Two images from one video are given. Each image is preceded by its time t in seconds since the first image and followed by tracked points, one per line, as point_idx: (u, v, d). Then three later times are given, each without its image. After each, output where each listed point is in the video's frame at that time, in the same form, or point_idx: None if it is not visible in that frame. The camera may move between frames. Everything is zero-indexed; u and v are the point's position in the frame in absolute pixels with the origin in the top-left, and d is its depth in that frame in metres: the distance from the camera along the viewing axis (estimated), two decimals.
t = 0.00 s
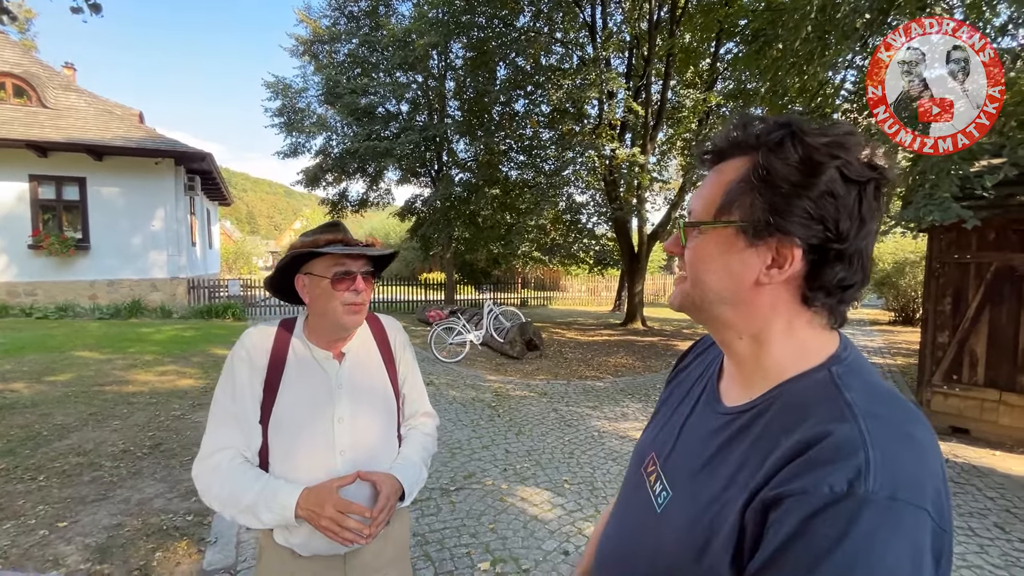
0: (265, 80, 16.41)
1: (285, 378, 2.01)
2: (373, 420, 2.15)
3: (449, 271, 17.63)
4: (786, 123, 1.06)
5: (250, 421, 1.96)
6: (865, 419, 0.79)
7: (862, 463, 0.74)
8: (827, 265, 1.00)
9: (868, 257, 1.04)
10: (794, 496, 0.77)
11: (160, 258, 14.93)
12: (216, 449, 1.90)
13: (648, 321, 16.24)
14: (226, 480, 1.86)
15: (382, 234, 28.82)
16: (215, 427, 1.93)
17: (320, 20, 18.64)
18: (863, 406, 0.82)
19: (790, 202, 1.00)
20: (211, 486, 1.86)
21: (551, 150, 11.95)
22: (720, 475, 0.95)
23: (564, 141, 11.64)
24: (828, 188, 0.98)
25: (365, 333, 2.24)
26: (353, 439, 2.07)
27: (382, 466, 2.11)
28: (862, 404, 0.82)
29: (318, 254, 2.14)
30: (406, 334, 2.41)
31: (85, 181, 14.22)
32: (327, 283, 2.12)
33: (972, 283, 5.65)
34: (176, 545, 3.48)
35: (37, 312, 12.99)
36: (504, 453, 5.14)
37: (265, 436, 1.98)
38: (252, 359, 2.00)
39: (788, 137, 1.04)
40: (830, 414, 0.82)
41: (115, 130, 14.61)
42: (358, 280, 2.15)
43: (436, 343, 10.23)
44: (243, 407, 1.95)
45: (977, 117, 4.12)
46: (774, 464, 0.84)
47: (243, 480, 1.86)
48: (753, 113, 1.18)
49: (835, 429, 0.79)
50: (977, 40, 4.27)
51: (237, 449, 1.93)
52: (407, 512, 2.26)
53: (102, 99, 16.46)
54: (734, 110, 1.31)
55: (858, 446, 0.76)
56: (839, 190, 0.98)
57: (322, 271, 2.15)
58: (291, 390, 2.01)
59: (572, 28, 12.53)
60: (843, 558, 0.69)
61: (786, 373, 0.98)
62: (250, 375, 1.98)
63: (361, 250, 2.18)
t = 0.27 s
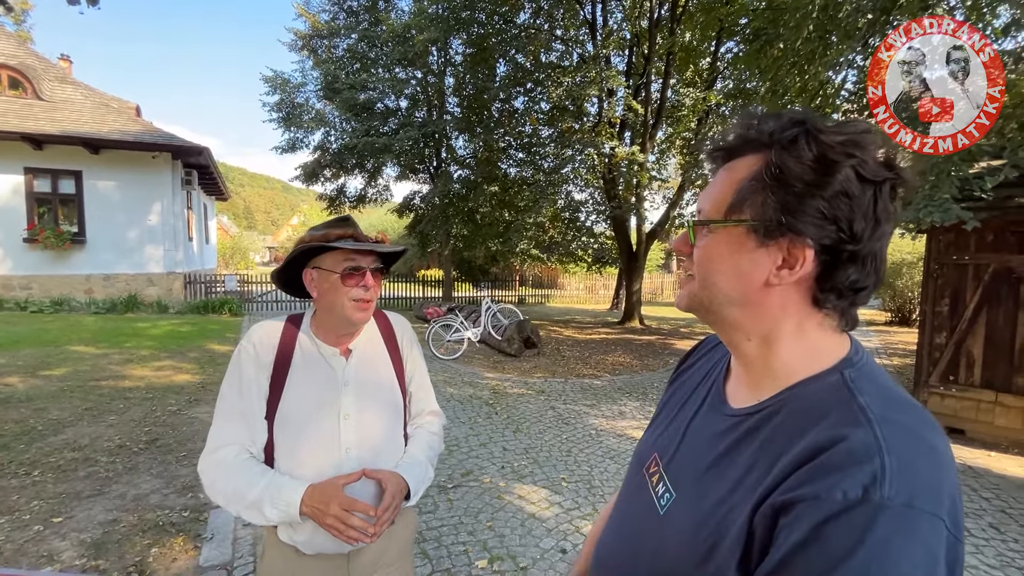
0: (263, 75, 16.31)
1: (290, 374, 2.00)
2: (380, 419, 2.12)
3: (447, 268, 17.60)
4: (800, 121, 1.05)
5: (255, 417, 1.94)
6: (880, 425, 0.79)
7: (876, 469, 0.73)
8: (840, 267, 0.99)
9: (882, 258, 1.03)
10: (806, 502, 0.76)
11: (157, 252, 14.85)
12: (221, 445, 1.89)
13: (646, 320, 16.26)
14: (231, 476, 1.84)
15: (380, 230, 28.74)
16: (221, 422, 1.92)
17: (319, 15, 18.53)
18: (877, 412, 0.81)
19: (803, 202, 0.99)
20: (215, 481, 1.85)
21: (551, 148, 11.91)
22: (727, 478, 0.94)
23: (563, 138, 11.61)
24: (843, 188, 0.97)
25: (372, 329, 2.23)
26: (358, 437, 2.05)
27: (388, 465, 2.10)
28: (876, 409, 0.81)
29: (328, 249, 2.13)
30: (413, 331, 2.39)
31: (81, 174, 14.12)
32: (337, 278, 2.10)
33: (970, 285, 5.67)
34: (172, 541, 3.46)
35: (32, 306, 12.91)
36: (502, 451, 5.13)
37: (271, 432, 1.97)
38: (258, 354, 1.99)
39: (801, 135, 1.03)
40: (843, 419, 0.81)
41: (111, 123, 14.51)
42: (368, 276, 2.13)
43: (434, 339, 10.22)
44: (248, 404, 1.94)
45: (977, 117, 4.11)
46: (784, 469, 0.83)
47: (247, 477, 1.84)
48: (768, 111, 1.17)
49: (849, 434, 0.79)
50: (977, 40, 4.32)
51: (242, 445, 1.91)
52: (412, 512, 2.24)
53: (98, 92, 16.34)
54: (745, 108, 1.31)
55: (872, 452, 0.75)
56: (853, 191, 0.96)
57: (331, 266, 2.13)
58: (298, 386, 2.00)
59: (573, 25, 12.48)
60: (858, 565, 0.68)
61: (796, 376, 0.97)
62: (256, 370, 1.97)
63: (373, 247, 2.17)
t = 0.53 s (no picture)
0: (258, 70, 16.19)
1: (287, 372, 1.97)
2: (376, 419, 2.10)
3: (443, 266, 17.55)
4: (811, 117, 1.03)
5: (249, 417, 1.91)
6: (886, 432, 0.77)
7: (882, 476, 0.71)
8: (848, 267, 0.98)
9: (890, 260, 1.02)
10: (808, 510, 0.74)
11: (149, 249, 14.73)
12: (214, 443, 1.86)
13: (641, 320, 16.28)
14: (225, 475, 1.81)
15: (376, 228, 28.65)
16: (214, 421, 1.89)
17: (315, 11, 18.42)
18: (883, 418, 0.79)
19: (811, 200, 0.98)
20: (207, 481, 1.82)
21: (547, 147, 11.89)
22: (725, 482, 0.93)
23: (560, 137, 11.60)
24: (853, 186, 0.95)
25: (369, 328, 2.20)
26: (354, 437, 2.03)
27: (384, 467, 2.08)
28: (881, 415, 0.80)
29: (325, 246, 2.10)
30: (411, 330, 2.36)
31: (73, 169, 13.97)
32: (334, 275, 2.07)
33: (963, 287, 5.69)
34: (163, 541, 3.42)
35: (22, 302, 12.77)
36: (496, 451, 5.11)
37: (265, 431, 1.94)
38: (254, 352, 1.96)
39: (811, 131, 1.01)
40: (847, 425, 0.80)
41: (103, 117, 14.36)
42: (366, 274, 2.10)
43: (429, 338, 10.18)
44: (242, 402, 1.90)
45: (977, 117, 4.10)
46: (786, 474, 0.82)
47: (240, 477, 1.81)
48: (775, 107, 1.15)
49: (853, 440, 0.77)
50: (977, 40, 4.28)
51: (236, 444, 1.88)
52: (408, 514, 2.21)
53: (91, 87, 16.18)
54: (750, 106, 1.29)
55: (877, 459, 0.73)
56: (863, 189, 0.95)
57: (328, 264, 2.10)
58: (293, 385, 1.97)
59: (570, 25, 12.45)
60: None
61: (798, 379, 0.96)
62: (250, 368, 1.94)
63: (370, 244, 2.14)
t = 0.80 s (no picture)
0: (254, 69, 16.09)
1: (271, 381, 1.93)
2: (363, 428, 2.05)
3: (439, 267, 17.50)
4: (817, 117, 0.99)
5: (231, 426, 1.87)
6: (894, 457, 0.73)
7: (888, 506, 0.67)
8: (851, 280, 0.95)
9: (895, 272, 0.99)
10: (808, 539, 0.70)
11: (143, 248, 14.61)
12: (194, 455, 1.81)
13: (637, 321, 16.27)
14: (204, 488, 1.76)
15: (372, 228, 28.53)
16: (194, 431, 1.84)
17: (311, 10, 18.34)
18: (890, 441, 0.75)
19: (813, 207, 0.94)
20: (186, 493, 1.77)
21: (544, 148, 11.84)
22: (718, 504, 0.89)
23: (557, 138, 11.56)
24: (858, 194, 0.92)
25: (358, 334, 2.16)
26: (340, 449, 1.98)
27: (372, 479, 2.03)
28: (889, 438, 0.76)
29: (309, 252, 2.07)
30: (401, 335, 2.32)
31: (67, 168, 13.86)
32: (321, 283, 2.04)
33: (960, 290, 5.69)
34: (150, 546, 3.35)
35: (14, 301, 12.65)
36: (491, 454, 5.07)
37: (248, 441, 1.89)
38: (237, 359, 1.91)
39: (816, 133, 0.97)
40: (850, 447, 0.76)
41: (97, 115, 14.24)
42: (354, 281, 2.07)
43: (425, 339, 10.12)
44: (224, 412, 1.86)
45: (977, 116, 4.08)
46: (786, 499, 0.78)
47: (221, 489, 1.77)
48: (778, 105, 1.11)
49: (859, 465, 0.73)
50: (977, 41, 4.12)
51: (217, 456, 1.84)
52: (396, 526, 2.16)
53: (85, 84, 16.05)
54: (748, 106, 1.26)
55: (883, 486, 0.69)
56: (869, 197, 0.92)
57: (313, 270, 2.07)
58: (279, 394, 1.92)
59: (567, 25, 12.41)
60: None
61: (797, 394, 0.92)
62: (233, 376, 1.89)
63: (357, 251, 2.11)
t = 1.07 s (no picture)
0: (249, 68, 15.98)
1: (258, 386, 1.86)
2: (355, 432, 1.98)
3: (436, 267, 17.44)
4: (777, 116, 0.95)
5: (215, 434, 1.80)
6: (951, 478, 0.69)
7: (953, 537, 0.64)
8: (870, 277, 0.89)
9: (911, 256, 0.94)
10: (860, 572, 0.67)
11: (136, 248, 14.47)
12: (177, 464, 1.75)
13: (634, 322, 16.25)
14: (189, 496, 1.71)
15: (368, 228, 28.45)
16: (178, 439, 1.78)
17: (307, 8, 18.22)
18: (945, 460, 0.71)
19: (807, 214, 0.89)
20: (169, 505, 1.71)
21: (541, 148, 11.79)
22: (751, 525, 0.86)
23: (554, 138, 11.52)
24: (852, 188, 0.87)
25: (349, 335, 2.10)
26: (330, 455, 1.92)
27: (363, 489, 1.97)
28: (941, 456, 0.72)
29: (298, 251, 2.01)
30: (394, 335, 2.25)
31: (58, 166, 13.69)
32: (310, 284, 1.99)
33: (958, 291, 5.67)
34: (139, 553, 3.27)
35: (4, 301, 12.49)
36: (488, 456, 5.01)
37: (234, 450, 1.83)
38: (222, 363, 1.85)
39: (777, 138, 0.93)
40: (902, 469, 0.72)
41: (90, 114, 14.09)
42: (344, 282, 2.02)
43: (421, 340, 10.05)
44: (208, 419, 1.80)
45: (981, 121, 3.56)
46: (835, 527, 0.74)
47: (205, 501, 1.71)
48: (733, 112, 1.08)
49: (916, 488, 0.69)
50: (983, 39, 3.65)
51: (202, 464, 1.78)
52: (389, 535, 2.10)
53: (77, 82, 15.88)
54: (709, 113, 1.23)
55: (945, 514, 0.66)
56: (863, 188, 0.86)
57: (302, 270, 2.02)
58: (265, 399, 1.86)
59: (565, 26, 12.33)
60: None
61: (827, 409, 0.88)
62: (218, 381, 1.83)
63: (347, 250, 2.05)
